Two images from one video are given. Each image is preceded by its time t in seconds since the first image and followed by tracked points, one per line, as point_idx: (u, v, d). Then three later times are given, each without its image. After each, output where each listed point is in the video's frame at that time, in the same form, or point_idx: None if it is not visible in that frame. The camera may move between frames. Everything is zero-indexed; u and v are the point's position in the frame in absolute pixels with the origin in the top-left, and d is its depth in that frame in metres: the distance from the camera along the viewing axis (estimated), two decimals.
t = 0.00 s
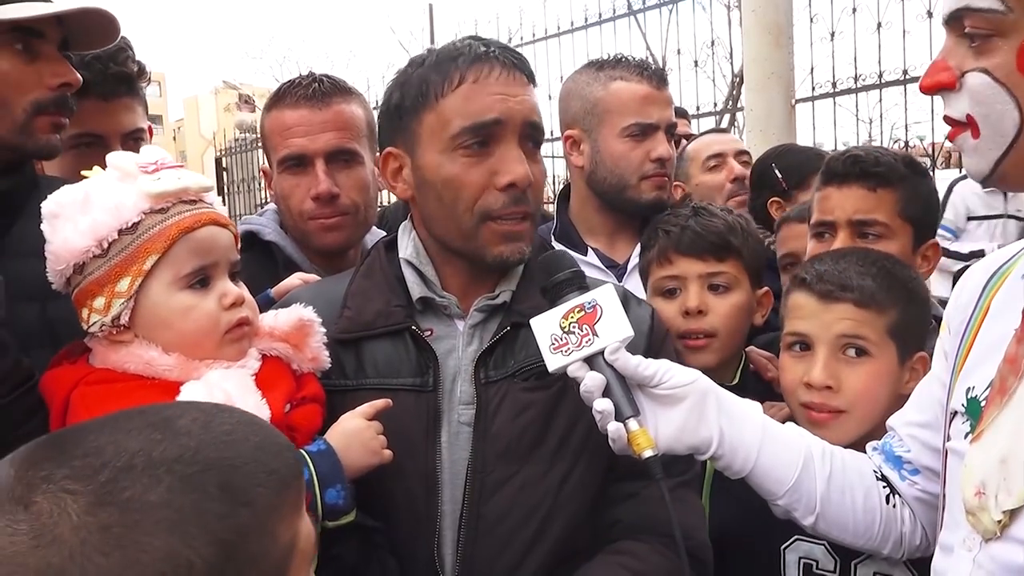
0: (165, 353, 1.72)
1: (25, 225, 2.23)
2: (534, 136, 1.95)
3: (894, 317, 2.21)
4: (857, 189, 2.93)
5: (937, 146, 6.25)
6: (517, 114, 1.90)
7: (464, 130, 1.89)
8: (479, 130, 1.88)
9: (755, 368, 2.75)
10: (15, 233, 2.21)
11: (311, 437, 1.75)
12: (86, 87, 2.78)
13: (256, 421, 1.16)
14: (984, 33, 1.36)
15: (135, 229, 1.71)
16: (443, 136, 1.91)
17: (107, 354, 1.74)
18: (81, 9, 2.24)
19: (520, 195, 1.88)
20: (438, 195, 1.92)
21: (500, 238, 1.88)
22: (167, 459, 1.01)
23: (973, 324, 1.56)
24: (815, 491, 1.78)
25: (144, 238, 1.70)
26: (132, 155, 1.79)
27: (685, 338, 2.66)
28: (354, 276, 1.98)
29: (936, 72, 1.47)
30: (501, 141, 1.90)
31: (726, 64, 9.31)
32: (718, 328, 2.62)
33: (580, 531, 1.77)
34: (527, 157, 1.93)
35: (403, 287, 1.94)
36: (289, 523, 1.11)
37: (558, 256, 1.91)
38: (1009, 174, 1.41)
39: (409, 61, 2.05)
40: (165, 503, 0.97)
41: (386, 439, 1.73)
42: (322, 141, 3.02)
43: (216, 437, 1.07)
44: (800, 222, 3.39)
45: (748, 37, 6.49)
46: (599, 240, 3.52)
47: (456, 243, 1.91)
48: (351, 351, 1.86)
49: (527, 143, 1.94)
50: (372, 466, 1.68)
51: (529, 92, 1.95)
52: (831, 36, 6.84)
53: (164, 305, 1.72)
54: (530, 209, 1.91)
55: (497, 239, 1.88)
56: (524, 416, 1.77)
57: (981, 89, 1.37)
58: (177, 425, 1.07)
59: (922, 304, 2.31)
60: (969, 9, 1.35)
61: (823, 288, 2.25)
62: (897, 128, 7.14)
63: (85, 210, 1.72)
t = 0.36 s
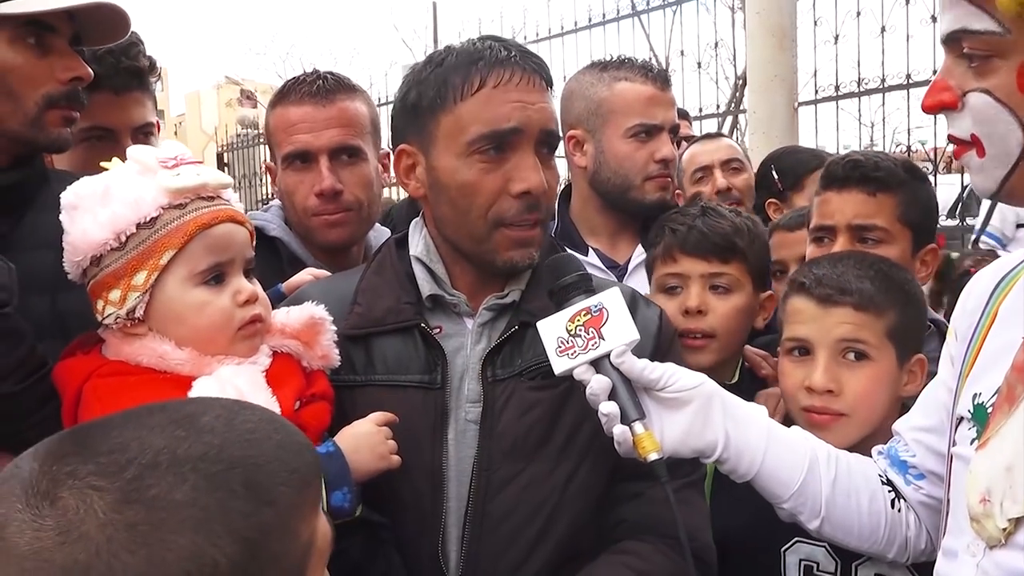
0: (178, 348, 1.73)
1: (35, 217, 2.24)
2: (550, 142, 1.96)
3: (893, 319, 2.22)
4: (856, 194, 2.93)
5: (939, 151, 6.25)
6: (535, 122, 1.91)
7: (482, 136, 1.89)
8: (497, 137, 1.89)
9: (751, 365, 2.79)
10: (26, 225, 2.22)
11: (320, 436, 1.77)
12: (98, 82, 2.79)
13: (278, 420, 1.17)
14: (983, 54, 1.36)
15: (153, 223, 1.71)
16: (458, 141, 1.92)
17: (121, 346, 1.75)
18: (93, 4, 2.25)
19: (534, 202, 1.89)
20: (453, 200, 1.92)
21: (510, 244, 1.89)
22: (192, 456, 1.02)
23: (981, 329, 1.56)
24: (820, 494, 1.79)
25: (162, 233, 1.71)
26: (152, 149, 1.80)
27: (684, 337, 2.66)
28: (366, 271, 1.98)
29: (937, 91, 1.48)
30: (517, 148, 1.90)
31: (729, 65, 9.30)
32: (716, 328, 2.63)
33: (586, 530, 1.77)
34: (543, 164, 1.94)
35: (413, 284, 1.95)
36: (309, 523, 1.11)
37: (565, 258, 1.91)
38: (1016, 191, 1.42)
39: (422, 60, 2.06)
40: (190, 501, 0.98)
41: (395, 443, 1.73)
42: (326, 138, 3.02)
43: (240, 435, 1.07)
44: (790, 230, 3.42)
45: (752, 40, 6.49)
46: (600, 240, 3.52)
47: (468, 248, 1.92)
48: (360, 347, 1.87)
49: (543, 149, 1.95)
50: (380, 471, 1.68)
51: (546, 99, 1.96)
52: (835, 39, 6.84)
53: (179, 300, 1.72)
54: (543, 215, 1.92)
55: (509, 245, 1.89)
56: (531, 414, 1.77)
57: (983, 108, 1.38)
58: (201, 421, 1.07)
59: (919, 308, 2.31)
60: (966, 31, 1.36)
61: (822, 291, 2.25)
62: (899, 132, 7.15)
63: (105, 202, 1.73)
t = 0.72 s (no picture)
0: (181, 348, 1.74)
1: (40, 214, 2.24)
2: (555, 142, 1.97)
3: (904, 321, 2.23)
4: (870, 196, 2.94)
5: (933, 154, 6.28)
6: (540, 121, 1.92)
7: (487, 135, 1.90)
8: (503, 136, 1.90)
9: (761, 369, 2.83)
10: (30, 222, 2.22)
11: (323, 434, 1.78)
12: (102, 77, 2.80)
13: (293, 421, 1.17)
14: (1014, 37, 1.42)
15: (159, 225, 1.72)
16: (465, 139, 1.92)
17: (125, 345, 1.76)
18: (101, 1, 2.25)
19: (539, 201, 1.89)
20: (458, 198, 1.93)
21: (516, 242, 1.89)
22: (209, 459, 1.03)
23: (980, 331, 1.57)
24: (821, 496, 1.80)
25: (168, 234, 1.72)
26: (161, 149, 1.81)
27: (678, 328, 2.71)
28: (372, 270, 1.99)
29: (958, 76, 1.51)
30: (523, 147, 1.91)
31: (725, 67, 9.32)
32: (708, 323, 2.65)
33: (591, 530, 1.78)
34: (548, 164, 1.95)
35: (419, 282, 1.96)
36: (322, 527, 1.12)
37: (565, 265, 1.90)
38: None
39: (429, 59, 2.07)
40: (209, 504, 0.99)
41: (399, 450, 1.74)
42: (327, 137, 3.03)
43: (257, 437, 1.09)
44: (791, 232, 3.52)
45: (749, 41, 6.51)
46: (602, 241, 3.53)
47: (474, 247, 1.93)
48: (366, 344, 1.88)
49: (548, 148, 1.95)
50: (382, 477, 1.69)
51: (552, 98, 1.97)
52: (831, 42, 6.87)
53: (183, 301, 1.74)
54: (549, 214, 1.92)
55: (514, 242, 1.89)
56: (536, 414, 1.78)
57: (1009, 95, 1.44)
58: (219, 423, 1.08)
59: (931, 308, 2.32)
60: (998, 12, 1.39)
61: (833, 295, 2.26)
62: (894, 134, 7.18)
63: (111, 202, 1.74)
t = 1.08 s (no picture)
0: (167, 349, 1.71)
1: (29, 211, 2.20)
2: (540, 135, 1.94)
3: (904, 320, 2.22)
4: (870, 200, 2.93)
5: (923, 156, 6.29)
6: (519, 111, 1.90)
7: (465, 121, 1.90)
8: (480, 123, 1.90)
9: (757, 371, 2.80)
10: (18, 219, 2.18)
11: (311, 436, 1.76)
12: (92, 75, 2.76)
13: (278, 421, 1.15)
14: (1006, 57, 1.39)
15: (143, 224, 1.69)
16: (447, 127, 1.94)
17: (110, 346, 1.73)
18: None
19: (513, 190, 1.87)
20: (438, 185, 1.94)
21: (492, 231, 1.88)
22: (195, 460, 1.00)
23: (982, 330, 1.56)
24: (819, 496, 1.78)
25: (152, 233, 1.69)
26: (146, 146, 1.78)
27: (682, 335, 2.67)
28: (365, 269, 1.97)
29: (954, 96, 1.48)
30: (501, 135, 1.90)
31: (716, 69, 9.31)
32: (712, 327, 2.62)
33: (587, 533, 1.76)
34: (529, 155, 1.92)
35: (414, 280, 1.93)
36: (309, 530, 1.09)
37: (564, 258, 1.87)
38: None
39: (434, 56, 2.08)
40: (193, 506, 0.96)
41: (391, 454, 1.70)
42: (330, 135, 3.00)
43: (244, 439, 1.06)
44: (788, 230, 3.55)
45: (740, 43, 6.50)
46: (596, 241, 3.50)
47: (452, 235, 1.93)
48: (360, 343, 1.85)
49: (531, 141, 1.93)
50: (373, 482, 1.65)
51: (539, 91, 1.94)
52: (822, 43, 6.87)
53: (168, 301, 1.70)
54: (528, 206, 1.90)
55: (491, 232, 1.88)
56: (533, 415, 1.76)
57: (1006, 113, 1.39)
58: (205, 424, 1.05)
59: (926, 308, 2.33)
60: (989, 32, 1.38)
61: (836, 292, 2.25)
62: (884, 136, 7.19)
63: (96, 200, 1.70)
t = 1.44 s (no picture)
0: (147, 346, 1.67)
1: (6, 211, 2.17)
2: (514, 138, 1.93)
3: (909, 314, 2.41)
4: (893, 200, 3.03)
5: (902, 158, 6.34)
6: (490, 112, 1.89)
7: (438, 120, 1.91)
8: (450, 123, 1.90)
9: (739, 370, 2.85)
10: None
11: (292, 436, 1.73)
12: (68, 73, 2.72)
13: (237, 425, 1.13)
14: (986, 58, 1.36)
15: (124, 218, 1.66)
16: (423, 125, 1.95)
17: (88, 343, 1.69)
18: None
19: (479, 193, 1.87)
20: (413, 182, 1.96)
21: (456, 234, 1.88)
22: (150, 462, 0.97)
23: (960, 331, 1.56)
24: (797, 497, 1.78)
25: (132, 228, 1.65)
26: (127, 141, 1.75)
27: (711, 335, 2.64)
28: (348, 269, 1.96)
29: (932, 98, 1.47)
30: (472, 137, 1.90)
31: (699, 70, 9.35)
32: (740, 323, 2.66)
33: (568, 538, 1.75)
34: (500, 158, 1.91)
35: (398, 282, 1.91)
36: (267, 534, 1.08)
37: (540, 256, 1.84)
38: (1015, 200, 1.41)
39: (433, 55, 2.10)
40: (146, 510, 0.94)
41: (377, 447, 1.66)
42: (335, 131, 2.97)
43: (201, 441, 1.04)
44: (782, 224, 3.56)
45: (721, 44, 6.53)
46: (583, 241, 3.50)
47: (422, 236, 1.94)
48: (342, 345, 1.84)
49: (505, 143, 1.92)
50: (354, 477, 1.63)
51: (515, 94, 1.93)
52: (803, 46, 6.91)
53: (148, 297, 1.67)
54: (497, 211, 1.89)
55: (455, 234, 1.88)
56: (516, 419, 1.75)
57: (984, 115, 1.37)
58: (161, 426, 1.03)
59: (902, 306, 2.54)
60: (968, 34, 1.36)
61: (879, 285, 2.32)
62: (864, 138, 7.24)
63: (74, 194, 1.67)
